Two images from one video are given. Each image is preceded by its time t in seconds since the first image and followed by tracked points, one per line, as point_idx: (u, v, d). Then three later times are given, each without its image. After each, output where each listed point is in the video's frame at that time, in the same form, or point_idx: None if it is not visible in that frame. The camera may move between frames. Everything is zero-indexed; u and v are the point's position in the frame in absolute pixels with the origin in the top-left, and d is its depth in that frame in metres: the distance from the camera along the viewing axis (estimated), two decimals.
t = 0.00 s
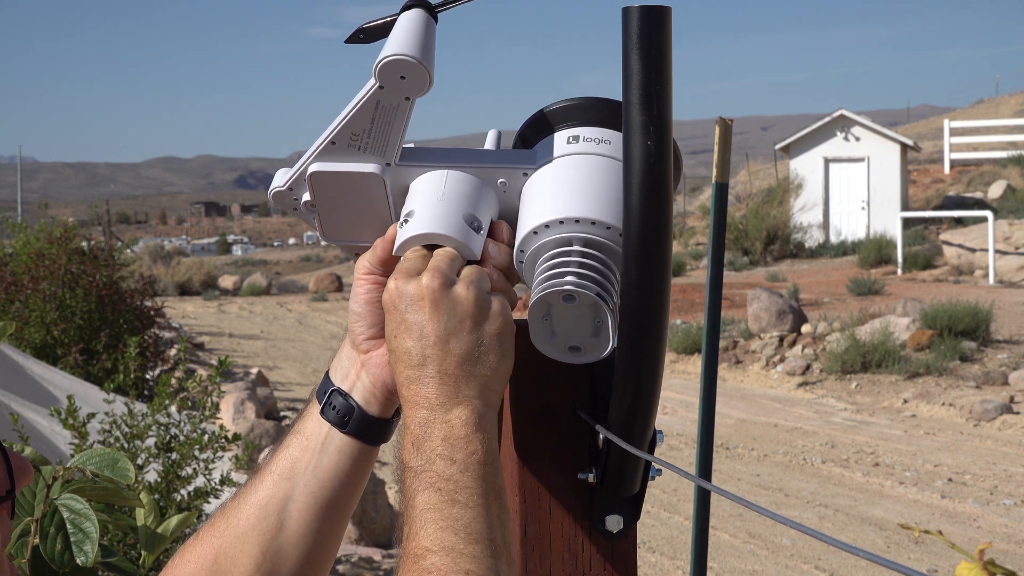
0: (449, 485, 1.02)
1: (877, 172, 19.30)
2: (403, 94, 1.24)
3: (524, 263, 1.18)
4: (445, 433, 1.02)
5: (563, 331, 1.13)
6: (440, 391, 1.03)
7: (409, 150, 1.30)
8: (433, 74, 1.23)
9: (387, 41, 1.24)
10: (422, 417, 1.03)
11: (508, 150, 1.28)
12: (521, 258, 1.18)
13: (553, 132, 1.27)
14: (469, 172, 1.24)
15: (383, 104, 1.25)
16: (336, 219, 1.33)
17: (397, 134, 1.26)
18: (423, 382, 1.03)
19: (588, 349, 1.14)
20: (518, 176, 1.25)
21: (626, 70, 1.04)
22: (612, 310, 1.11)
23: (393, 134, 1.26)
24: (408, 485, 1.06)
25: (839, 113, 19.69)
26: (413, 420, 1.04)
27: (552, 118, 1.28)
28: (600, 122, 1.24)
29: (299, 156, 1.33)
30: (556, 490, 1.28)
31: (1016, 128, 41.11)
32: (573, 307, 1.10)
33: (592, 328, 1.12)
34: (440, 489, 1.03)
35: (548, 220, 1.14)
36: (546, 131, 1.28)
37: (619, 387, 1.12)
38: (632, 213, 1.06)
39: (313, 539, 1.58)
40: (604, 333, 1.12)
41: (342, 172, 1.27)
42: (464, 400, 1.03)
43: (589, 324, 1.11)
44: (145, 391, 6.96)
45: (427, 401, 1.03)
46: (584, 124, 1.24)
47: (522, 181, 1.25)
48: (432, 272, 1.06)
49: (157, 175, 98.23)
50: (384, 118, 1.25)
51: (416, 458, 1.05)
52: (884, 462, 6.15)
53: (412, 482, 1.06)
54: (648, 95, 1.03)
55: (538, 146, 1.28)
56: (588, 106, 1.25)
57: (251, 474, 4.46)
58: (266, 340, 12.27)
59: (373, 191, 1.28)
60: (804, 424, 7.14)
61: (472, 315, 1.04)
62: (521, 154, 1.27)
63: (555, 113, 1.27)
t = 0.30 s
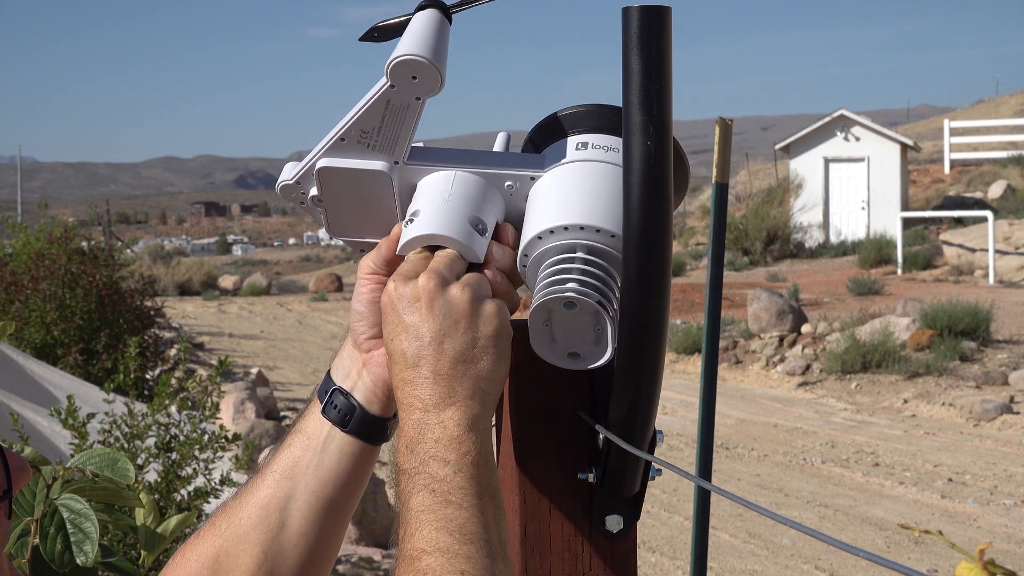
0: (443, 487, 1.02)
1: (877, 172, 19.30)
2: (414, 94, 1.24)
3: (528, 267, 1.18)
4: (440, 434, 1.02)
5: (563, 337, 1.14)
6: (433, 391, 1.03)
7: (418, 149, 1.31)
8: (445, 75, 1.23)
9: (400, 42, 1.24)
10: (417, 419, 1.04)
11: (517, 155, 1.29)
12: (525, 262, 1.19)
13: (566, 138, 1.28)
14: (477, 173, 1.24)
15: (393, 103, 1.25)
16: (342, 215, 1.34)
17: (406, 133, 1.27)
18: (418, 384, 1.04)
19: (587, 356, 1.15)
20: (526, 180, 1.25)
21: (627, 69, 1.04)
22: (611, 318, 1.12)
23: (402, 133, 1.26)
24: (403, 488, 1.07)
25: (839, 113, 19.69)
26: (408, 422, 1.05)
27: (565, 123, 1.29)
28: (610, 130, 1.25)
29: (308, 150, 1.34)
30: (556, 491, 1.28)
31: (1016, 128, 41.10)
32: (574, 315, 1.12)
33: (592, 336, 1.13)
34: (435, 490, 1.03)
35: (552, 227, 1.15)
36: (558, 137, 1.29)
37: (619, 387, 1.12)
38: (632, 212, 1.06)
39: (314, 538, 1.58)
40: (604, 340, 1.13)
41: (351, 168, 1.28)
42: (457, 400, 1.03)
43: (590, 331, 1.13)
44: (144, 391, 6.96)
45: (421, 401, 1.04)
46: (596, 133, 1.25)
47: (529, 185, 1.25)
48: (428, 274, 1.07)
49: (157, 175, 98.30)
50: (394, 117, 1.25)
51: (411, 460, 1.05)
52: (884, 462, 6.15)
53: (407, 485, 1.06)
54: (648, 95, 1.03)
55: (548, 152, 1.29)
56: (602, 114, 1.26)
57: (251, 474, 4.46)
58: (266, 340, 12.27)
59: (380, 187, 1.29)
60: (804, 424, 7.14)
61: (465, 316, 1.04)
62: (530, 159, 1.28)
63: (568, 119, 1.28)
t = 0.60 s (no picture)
0: (438, 493, 1.02)
1: (877, 172, 19.30)
2: (394, 96, 1.25)
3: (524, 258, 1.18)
4: (432, 436, 1.04)
5: (562, 326, 1.15)
6: (430, 396, 1.06)
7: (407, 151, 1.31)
8: (423, 75, 1.24)
9: (377, 44, 1.25)
10: (411, 425, 1.05)
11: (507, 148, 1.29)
12: (520, 253, 1.19)
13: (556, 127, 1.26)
14: (465, 170, 1.25)
15: (376, 106, 1.25)
16: (338, 222, 1.35)
17: (391, 135, 1.27)
18: (415, 389, 1.07)
19: (587, 342, 1.15)
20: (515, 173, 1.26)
21: (627, 70, 1.04)
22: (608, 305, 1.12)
23: (388, 135, 1.27)
24: (395, 498, 1.06)
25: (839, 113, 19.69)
26: (403, 429, 1.06)
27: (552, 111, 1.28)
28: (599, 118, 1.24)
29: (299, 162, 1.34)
30: (556, 492, 1.28)
31: (1016, 129, 41.14)
32: (570, 303, 1.11)
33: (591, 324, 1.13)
34: (429, 496, 1.03)
35: (543, 216, 1.14)
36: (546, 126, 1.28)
37: (620, 387, 1.12)
38: (632, 212, 1.06)
39: (320, 539, 1.58)
40: (603, 326, 1.13)
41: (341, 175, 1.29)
42: (454, 405, 1.05)
43: (588, 318, 1.12)
44: (145, 391, 6.96)
45: (416, 406, 1.06)
46: (583, 120, 1.24)
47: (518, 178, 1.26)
48: (423, 282, 1.12)
49: (156, 175, 98.25)
50: (377, 120, 1.26)
51: (404, 468, 1.05)
52: (884, 462, 6.15)
53: (398, 496, 1.06)
54: (648, 95, 1.03)
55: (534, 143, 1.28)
56: (592, 101, 1.25)
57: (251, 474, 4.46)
58: (266, 340, 12.27)
59: (373, 194, 1.30)
60: (804, 424, 7.14)
61: (459, 320, 1.09)
62: (520, 151, 1.27)
63: (560, 107, 1.26)
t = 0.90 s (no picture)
0: (456, 526, 1.06)
1: (877, 172, 19.29)
2: (385, 82, 1.26)
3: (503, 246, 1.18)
4: (447, 473, 1.06)
5: (532, 315, 1.12)
6: (442, 433, 1.05)
7: (407, 142, 1.32)
8: (412, 61, 1.25)
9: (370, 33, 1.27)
10: (426, 461, 1.06)
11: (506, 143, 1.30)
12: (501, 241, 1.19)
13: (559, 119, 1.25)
14: (461, 161, 1.26)
15: (369, 92, 1.27)
16: (346, 211, 1.36)
17: (388, 122, 1.27)
18: (425, 425, 1.06)
19: (558, 334, 1.13)
20: (509, 166, 1.26)
21: (627, 69, 1.04)
22: (573, 295, 1.09)
23: (384, 122, 1.27)
24: (413, 523, 1.11)
25: (839, 113, 19.68)
26: (417, 462, 1.07)
27: (555, 105, 1.27)
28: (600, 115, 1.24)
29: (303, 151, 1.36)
30: (556, 493, 1.28)
31: (1016, 128, 41.13)
32: (536, 291, 1.10)
33: (561, 315, 1.11)
34: (447, 528, 1.06)
35: (522, 204, 1.14)
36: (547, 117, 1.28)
37: (620, 388, 1.12)
38: (633, 213, 1.05)
39: (325, 540, 1.58)
40: (571, 319, 1.11)
41: (343, 163, 1.29)
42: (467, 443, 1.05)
43: (555, 308, 1.11)
44: (145, 391, 6.96)
45: (429, 442, 1.06)
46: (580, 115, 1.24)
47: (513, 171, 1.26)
48: (421, 311, 1.08)
49: (156, 175, 98.24)
50: (372, 107, 1.27)
51: (422, 499, 1.08)
52: (884, 462, 6.15)
53: (417, 522, 1.10)
54: (648, 95, 1.03)
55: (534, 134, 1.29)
56: (593, 98, 1.24)
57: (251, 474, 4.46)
58: (266, 340, 12.27)
59: (374, 180, 1.30)
60: (804, 424, 7.14)
61: (465, 354, 1.06)
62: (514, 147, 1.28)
63: (567, 100, 1.25)
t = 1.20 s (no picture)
0: (466, 494, 1.07)
1: (877, 172, 19.30)
2: (391, 82, 1.27)
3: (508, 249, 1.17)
4: (460, 444, 1.07)
5: (537, 317, 1.11)
6: (456, 404, 1.08)
7: (412, 143, 1.32)
8: (418, 63, 1.26)
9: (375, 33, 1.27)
10: (439, 429, 1.08)
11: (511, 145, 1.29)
12: (506, 243, 1.17)
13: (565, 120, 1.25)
14: (465, 162, 1.25)
15: (374, 93, 1.28)
16: (350, 209, 1.36)
17: (392, 123, 1.28)
18: (439, 395, 1.09)
19: (563, 337, 1.11)
20: (514, 167, 1.25)
21: (627, 69, 1.04)
22: (579, 298, 1.09)
23: (388, 122, 1.27)
24: (420, 496, 1.10)
25: (839, 113, 19.68)
26: (429, 432, 1.09)
27: (560, 106, 1.27)
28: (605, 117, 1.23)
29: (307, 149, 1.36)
30: (556, 491, 1.28)
31: (1016, 128, 41.15)
32: (541, 295, 1.09)
33: (566, 318, 1.11)
34: (457, 498, 1.07)
35: (528, 206, 1.14)
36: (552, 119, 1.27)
37: (620, 387, 1.12)
38: (632, 212, 1.05)
39: (328, 541, 1.58)
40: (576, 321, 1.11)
41: (347, 163, 1.30)
42: (480, 414, 1.08)
43: (560, 310, 1.10)
44: (145, 391, 6.96)
45: (444, 411, 1.08)
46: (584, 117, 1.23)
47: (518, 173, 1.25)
48: (439, 287, 1.12)
49: (157, 175, 98.28)
50: (376, 107, 1.28)
51: (432, 468, 1.09)
52: (884, 462, 6.15)
53: (425, 494, 1.10)
54: (648, 95, 1.03)
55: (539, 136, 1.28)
56: (599, 99, 1.24)
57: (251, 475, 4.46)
58: (266, 340, 12.27)
59: (377, 180, 1.30)
60: (804, 424, 7.14)
61: (482, 330, 1.11)
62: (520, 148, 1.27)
63: (573, 101, 1.25)
